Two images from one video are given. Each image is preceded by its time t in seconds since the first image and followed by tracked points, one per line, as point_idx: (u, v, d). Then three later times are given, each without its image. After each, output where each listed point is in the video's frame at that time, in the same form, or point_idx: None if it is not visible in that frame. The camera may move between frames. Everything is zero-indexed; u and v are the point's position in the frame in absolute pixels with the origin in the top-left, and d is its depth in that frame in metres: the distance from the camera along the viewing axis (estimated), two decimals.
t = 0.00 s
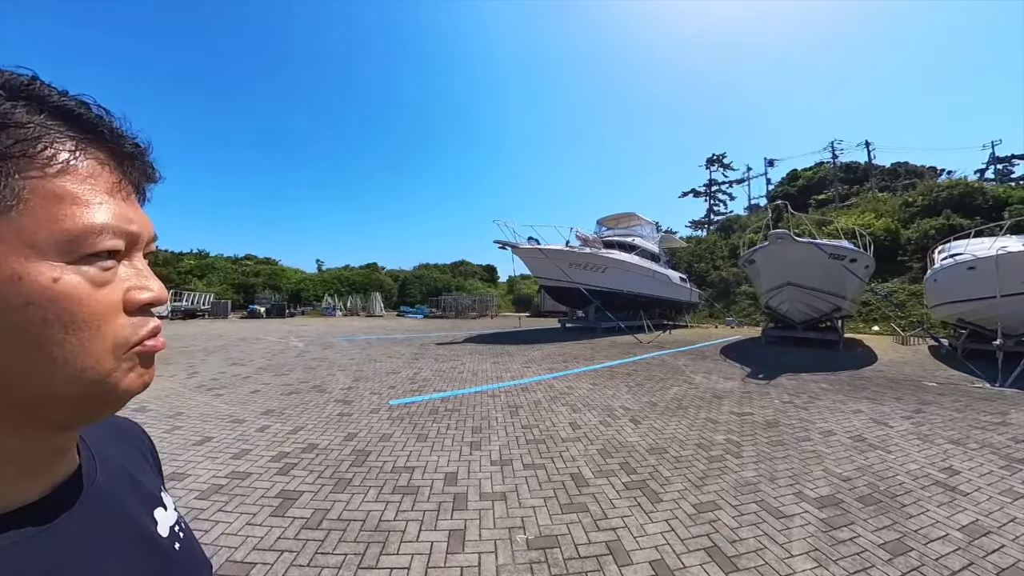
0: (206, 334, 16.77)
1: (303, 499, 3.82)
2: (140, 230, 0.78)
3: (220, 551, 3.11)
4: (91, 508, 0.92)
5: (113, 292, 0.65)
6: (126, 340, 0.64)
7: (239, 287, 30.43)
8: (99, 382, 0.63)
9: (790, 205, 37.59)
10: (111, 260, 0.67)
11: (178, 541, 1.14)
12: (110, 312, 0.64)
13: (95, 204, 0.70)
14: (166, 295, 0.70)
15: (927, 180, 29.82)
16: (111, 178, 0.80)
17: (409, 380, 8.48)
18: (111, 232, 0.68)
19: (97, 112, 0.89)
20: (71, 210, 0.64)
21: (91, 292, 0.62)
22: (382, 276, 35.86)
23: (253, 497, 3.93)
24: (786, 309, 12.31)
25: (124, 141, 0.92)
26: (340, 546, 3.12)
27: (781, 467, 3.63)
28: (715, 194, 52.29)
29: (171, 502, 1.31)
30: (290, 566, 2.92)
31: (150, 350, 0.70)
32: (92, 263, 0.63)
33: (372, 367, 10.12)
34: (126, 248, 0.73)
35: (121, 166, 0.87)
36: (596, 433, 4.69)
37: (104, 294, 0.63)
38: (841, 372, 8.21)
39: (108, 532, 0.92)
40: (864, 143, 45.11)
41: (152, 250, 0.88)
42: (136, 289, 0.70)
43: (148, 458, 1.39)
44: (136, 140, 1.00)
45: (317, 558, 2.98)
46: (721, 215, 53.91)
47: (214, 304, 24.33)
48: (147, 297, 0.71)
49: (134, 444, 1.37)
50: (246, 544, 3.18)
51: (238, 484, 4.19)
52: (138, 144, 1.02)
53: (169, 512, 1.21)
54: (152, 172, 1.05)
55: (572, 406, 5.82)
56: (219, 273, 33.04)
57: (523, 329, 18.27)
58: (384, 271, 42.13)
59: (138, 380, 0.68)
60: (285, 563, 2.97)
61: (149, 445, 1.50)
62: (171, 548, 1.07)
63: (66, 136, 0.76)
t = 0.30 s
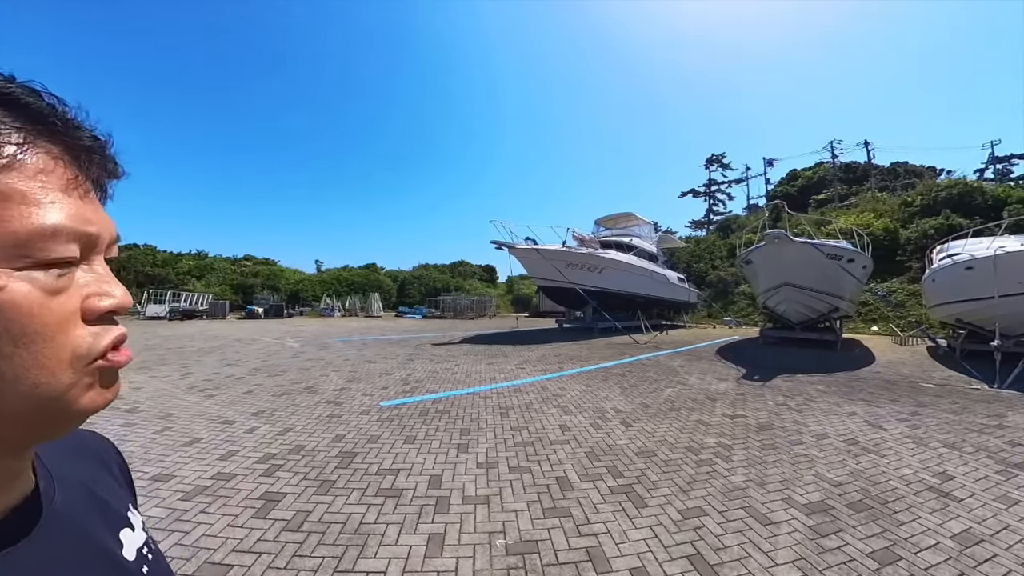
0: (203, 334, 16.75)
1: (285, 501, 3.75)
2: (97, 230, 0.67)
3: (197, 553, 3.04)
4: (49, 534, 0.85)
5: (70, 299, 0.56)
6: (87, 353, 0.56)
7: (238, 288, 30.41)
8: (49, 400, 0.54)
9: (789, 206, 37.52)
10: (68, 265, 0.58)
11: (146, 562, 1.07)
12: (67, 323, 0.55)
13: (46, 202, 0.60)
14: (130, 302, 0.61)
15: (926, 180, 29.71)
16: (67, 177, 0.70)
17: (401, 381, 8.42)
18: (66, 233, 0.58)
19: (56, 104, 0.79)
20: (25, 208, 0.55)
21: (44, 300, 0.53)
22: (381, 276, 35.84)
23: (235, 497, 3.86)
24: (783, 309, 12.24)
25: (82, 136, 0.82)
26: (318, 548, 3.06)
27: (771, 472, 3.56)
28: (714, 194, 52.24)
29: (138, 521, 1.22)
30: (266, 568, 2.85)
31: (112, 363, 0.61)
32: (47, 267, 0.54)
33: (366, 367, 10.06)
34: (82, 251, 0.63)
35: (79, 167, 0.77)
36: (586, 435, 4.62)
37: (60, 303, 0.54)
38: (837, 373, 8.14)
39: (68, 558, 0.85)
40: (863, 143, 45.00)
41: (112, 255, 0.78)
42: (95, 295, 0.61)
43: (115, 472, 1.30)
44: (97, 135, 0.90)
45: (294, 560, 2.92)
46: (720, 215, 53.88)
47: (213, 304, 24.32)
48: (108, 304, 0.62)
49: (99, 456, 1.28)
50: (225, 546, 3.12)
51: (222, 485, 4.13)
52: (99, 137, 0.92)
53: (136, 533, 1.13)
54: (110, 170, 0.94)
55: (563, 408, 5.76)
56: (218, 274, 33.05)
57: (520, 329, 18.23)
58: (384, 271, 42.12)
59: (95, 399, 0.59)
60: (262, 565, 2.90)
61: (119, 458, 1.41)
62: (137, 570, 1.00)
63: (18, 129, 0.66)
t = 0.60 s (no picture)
0: (201, 335, 16.70)
1: (273, 502, 3.72)
2: (61, 250, 0.68)
3: (183, 553, 3.01)
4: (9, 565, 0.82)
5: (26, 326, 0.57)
6: (42, 377, 0.57)
7: (237, 289, 30.35)
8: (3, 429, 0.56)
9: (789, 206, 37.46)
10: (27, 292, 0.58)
11: None
12: (21, 346, 0.56)
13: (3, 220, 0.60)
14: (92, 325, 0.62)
15: (926, 180, 29.66)
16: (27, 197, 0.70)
17: (396, 382, 8.38)
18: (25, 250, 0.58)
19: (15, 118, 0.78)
20: None
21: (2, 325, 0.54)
22: (380, 277, 35.79)
23: (224, 498, 3.83)
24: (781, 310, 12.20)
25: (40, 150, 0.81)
26: (303, 549, 3.02)
27: (762, 475, 3.52)
28: (713, 194, 52.19)
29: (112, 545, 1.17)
30: (252, 568, 2.82)
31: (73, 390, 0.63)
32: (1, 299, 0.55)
33: (362, 368, 10.02)
34: (44, 271, 0.64)
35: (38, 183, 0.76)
36: (577, 437, 4.58)
37: (14, 327, 0.56)
38: (834, 374, 8.10)
39: None
40: (863, 143, 44.92)
41: (74, 271, 0.79)
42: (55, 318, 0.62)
43: (89, 496, 1.25)
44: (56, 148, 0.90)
45: (279, 562, 2.89)
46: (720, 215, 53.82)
47: (212, 305, 24.25)
48: (70, 326, 0.62)
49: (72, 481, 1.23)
50: (212, 546, 3.08)
51: (212, 486, 4.09)
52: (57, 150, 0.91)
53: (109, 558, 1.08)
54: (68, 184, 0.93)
55: (556, 410, 5.72)
56: (218, 275, 32.98)
57: (519, 330, 18.19)
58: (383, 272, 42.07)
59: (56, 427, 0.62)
60: (248, 565, 2.87)
61: (97, 482, 1.35)
62: None
63: None
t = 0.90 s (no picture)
0: (200, 334, 16.71)
1: (268, 498, 3.72)
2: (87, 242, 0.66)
3: (178, 548, 3.01)
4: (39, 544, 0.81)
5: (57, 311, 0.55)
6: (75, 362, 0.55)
7: (237, 289, 30.38)
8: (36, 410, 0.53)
9: (788, 206, 37.50)
10: (58, 277, 0.56)
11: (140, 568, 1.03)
12: (56, 332, 0.54)
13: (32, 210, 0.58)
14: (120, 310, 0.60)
15: (925, 180, 29.68)
16: (59, 189, 0.68)
17: (394, 381, 8.39)
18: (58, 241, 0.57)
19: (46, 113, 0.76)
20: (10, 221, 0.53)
21: (35, 311, 0.52)
22: (380, 277, 35.83)
23: (220, 495, 3.82)
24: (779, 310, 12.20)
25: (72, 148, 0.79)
26: (296, 544, 3.03)
27: (755, 473, 3.52)
28: (713, 194, 52.21)
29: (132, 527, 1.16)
30: (244, 563, 2.82)
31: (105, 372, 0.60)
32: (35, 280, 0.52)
33: (360, 368, 10.03)
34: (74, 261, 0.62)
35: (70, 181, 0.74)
36: (571, 436, 4.59)
37: (49, 314, 0.53)
38: (831, 373, 8.10)
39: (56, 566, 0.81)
40: (862, 143, 44.92)
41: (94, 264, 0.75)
42: (86, 306, 0.60)
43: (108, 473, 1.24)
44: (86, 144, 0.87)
45: (272, 556, 2.89)
46: (720, 215, 53.85)
47: (211, 305, 24.18)
48: (100, 315, 0.60)
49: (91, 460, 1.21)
50: (206, 541, 3.07)
51: (208, 483, 4.09)
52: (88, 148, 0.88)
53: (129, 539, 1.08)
54: (98, 180, 0.91)
55: (552, 409, 5.72)
56: (218, 275, 33.00)
57: (517, 330, 18.21)
58: (383, 272, 42.12)
59: (89, 410, 0.58)
60: (241, 561, 2.87)
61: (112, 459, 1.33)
62: None
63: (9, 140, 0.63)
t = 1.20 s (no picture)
0: (198, 334, 16.68)
1: (263, 495, 3.70)
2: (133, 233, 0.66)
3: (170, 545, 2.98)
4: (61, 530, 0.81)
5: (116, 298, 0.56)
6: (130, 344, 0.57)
7: (237, 289, 30.38)
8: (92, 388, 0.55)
9: (788, 206, 37.47)
10: (114, 269, 0.57)
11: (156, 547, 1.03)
12: (112, 317, 0.55)
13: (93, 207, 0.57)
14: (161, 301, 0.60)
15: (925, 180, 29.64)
16: (112, 196, 0.63)
17: (391, 381, 8.36)
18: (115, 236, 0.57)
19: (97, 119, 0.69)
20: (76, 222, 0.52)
21: (96, 298, 0.53)
22: (380, 277, 35.82)
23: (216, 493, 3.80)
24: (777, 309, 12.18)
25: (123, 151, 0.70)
26: (288, 542, 3.00)
27: (750, 472, 3.49)
28: (713, 194, 52.18)
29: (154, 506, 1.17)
30: (235, 561, 2.79)
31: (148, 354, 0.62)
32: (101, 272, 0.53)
33: (358, 367, 10.01)
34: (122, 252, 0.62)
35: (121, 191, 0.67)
36: (567, 435, 4.56)
37: (108, 301, 0.54)
38: (829, 372, 8.08)
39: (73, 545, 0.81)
40: (862, 143, 44.86)
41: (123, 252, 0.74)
42: (130, 295, 0.60)
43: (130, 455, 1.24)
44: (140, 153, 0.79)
45: (263, 554, 2.86)
46: (720, 215, 53.80)
47: (210, 306, 24.04)
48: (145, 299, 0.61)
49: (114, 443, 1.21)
50: (199, 539, 3.04)
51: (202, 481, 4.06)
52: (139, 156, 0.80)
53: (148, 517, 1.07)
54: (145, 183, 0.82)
55: (548, 408, 5.68)
56: (218, 275, 32.97)
57: (516, 330, 18.18)
58: (383, 272, 42.11)
59: (133, 386, 0.60)
60: (232, 558, 2.84)
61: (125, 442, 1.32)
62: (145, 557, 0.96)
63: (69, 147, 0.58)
